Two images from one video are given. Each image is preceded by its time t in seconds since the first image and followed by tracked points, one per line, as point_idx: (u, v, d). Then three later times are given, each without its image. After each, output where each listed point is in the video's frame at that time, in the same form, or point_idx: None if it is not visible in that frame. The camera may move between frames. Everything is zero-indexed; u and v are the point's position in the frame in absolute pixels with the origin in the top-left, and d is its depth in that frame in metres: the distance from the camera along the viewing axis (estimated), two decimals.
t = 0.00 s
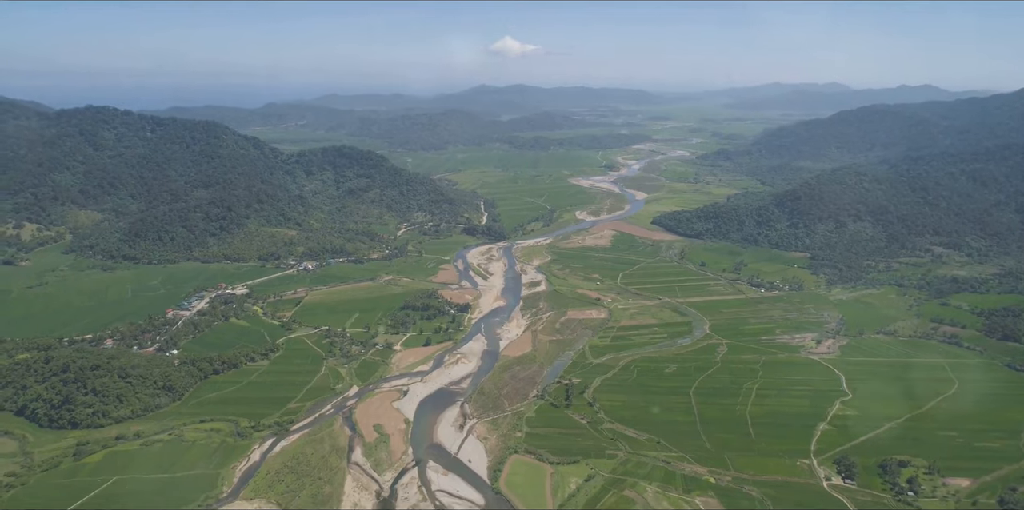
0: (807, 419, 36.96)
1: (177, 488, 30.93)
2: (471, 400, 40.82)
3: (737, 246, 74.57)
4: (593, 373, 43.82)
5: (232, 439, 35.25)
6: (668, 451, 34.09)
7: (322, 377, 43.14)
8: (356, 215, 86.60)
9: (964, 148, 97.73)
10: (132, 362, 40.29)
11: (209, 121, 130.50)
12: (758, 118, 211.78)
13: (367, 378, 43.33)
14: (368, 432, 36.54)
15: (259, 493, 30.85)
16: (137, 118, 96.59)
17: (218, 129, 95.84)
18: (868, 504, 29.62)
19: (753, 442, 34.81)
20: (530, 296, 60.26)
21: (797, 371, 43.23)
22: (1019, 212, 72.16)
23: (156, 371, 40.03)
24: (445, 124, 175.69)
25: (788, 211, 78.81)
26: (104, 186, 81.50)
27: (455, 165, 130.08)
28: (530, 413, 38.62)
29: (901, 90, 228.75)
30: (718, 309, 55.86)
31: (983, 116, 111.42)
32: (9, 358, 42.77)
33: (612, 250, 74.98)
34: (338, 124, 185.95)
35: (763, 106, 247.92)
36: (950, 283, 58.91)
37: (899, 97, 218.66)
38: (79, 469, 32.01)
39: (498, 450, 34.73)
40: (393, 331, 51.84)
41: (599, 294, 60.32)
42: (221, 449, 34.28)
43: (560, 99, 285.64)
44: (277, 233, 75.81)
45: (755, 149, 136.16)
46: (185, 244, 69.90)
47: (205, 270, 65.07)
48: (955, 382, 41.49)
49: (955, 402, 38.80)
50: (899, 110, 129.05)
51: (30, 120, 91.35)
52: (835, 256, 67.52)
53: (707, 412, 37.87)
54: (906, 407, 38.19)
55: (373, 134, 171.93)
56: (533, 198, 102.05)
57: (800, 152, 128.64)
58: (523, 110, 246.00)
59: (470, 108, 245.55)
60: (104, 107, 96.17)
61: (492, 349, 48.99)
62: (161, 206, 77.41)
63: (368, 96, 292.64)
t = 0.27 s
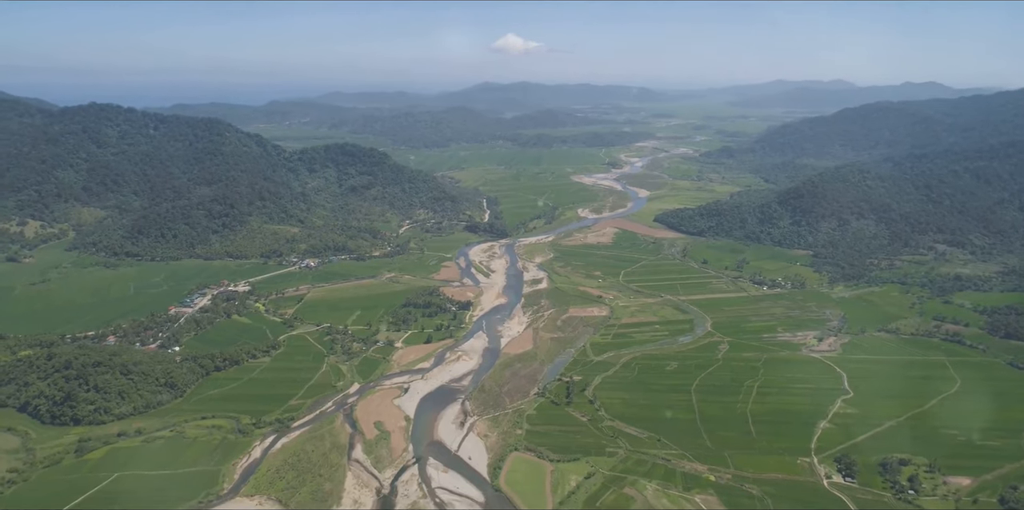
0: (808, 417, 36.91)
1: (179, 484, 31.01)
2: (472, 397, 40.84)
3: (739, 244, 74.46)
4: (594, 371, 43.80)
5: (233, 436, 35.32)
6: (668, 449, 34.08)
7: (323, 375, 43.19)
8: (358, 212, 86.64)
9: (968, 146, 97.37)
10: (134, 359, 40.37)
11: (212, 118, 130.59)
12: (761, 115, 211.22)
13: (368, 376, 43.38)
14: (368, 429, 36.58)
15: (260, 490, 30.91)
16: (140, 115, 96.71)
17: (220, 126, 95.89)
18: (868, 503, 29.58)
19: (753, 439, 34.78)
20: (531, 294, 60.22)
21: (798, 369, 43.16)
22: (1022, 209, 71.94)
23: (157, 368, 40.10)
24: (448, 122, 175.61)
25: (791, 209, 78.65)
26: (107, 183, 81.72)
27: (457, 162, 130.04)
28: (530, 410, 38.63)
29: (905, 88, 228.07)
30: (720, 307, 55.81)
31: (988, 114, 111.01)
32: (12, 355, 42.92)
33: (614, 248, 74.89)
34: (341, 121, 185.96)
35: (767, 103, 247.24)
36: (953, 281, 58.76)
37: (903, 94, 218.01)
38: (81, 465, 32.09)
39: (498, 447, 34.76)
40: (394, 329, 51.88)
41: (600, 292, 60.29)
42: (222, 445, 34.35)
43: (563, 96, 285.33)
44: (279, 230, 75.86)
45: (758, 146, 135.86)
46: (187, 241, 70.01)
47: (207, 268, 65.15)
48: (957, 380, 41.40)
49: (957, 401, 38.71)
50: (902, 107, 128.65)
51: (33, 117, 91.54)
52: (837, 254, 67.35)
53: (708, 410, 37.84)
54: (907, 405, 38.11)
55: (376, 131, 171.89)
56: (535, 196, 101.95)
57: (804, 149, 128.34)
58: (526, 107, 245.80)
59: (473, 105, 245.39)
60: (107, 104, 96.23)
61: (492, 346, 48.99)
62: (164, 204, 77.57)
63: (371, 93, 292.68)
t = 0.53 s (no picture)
0: (810, 415, 36.84)
1: (181, 480, 31.13)
2: (474, 395, 40.87)
3: (743, 242, 74.30)
4: (596, 368, 43.78)
5: (235, 432, 35.42)
6: (670, 446, 34.05)
7: (326, 371, 43.29)
8: (362, 209, 86.71)
9: (974, 143, 96.97)
10: (138, 355, 40.52)
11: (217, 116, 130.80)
12: (766, 113, 210.63)
13: (370, 373, 43.45)
14: (370, 425, 36.64)
15: (262, 486, 31.01)
16: (145, 112, 96.90)
17: (225, 124, 96.01)
18: (870, 501, 29.52)
19: (755, 437, 34.73)
20: (534, 291, 60.20)
21: (801, 367, 43.08)
22: None
23: (161, 365, 40.24)
24: (452, 119, 175.54)
25: (795, 206, 78.43)
26: (112, 180, 81.96)
27: (461, 159, 129.99)
28: (532, 408, 38.64)
29: (911, 85, 227.11)
30: (723, 305, 55.71)
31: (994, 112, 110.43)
32: (16, 351, 43.11)
33: (617, 246, 74.80)
34: (345, 119, 186.03)
35: (772, 101, 246.33)
36: (958, 279, 58.51)
37: (909, 92, 217.15)
38: (84, 461, 32.23)
39: (499, 445, 34.79)
40: (397, 326, 51.94)
41: (604, 290, 60.23)
42: (224, 442, 34.47)
43: (567, 93, 284.86)
44: (283, 227, 75.98)
45: (762, 143, 135.46)
46: (192, 239, 70.16)
47: (211, 265, 65.28)
48: (961, 379, 41.24)
49: (961, 399, 38.57)
50: (908, 104, 128.11)
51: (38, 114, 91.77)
52: (842, 252, 67.13)
53: (710, 408, 37.80)
54: (910, 404, 38.01)
55: (380, 129, 171.93)
56: (539, 193, 101.87)
57: (809, 147, 127.93)
58: (531, 104, 245.46)
59: (477, 102, 245.25)
60: (112, 101, 96.35)
61: (495, 343, 49.02)
62: (169, 201, 77.77)
63: (375, 91, 292.75)
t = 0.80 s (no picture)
0: (814, 413, 36.73)
1: (186, 476, 31.28)
2: (477, 392, 40.92)
3: (748, 239, 74.11)
4: (600, 366, 43.76)
5: (239, 429, 35.55)
6: (673, 445, 34.01)
7: (330, 368, 43.41)
8: (367, 206, 86.83)
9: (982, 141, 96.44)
10: (143, 352, 40.70)
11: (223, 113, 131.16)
12: (773, 110, 209.83)
13: (373, 370, 43.53)
14: (374, 422, 36.72)
15: (266, 482, 31.14)
16: (151, 109, 97.17)
17: (231, 121, 96.33)
18: (873, 500, 29.43)
19: (758, 436, 34.67)
20: (539, 289, 60.19)
21: (805, 365, 42.95)
22: None
23: (166, 362, 40.43)
24: (458, 117, 175.50)
25: (801, 204, 78.16)
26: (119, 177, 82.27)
27: (466, 157, 129.92)
28: (535, 405, 38.66)
29: (919, 82, 225.88)
30: (728, 303, 55.59)
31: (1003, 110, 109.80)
32: (22, 347, 43.33)
33: (622, 243, 74.68)
34: (351, 116, 186.16)
35: (779, 98, 245.36)
36: (964, 277, 58.21)
37: (917, 89, 216.01)
38: (90, 457, 32.39)
39: (502, 442, 34.84)
40: (401, 323, 52.02)
41: (608, 287, 60.19)
42: (228, 438, 34.58)
43: (573, 91, 284.40)
44: (288, 225, 76.15)
45: (769, 141, 134.99)
46: (197, 235, 70.41)
47: (217, 262, 65.48)
48: (966, 378, 41.04)
49: (966, 398, 38.41)
50: (915, 103, 127.42)
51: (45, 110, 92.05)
52: (847, 250, 66.85)
53: (713, 406, 37.75)
54: (915, 403, 37.85)
55: (386, 126, 172.03)
56: (544, 191, 101.78)
57: (815, 144, 127.41)
58: (536, 102, 245.17)
59: (483, 100, 245.09)
60: (118, 98, 96.65)
61: (498, 341, 49.04)
62: (175, 198, 78.05)
63: (381, 88, 292.94)
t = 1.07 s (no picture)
0: (819, 412, 36.58)
1: (191, 472, 31.45)
2: (481, 389, 40.96)
3: (755, 238, 73.83)
4: (605, 364, 43.71)
5: (244, 425, 35.71)
6: (677, 443, 33.95)
7: (335, 365, 43.54)
8: (373, 204, 86.95)
9: (992, 139, 95.68)
10: (149, 347, 40.93)
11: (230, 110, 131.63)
12: (781, 108, 208.77)
13: (378, 367, 43.64)
14: (378, 419, 36.83)
15: (270, 478, 31.28)
16: (159, 107, 97.63)
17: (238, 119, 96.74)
18: (878, 500, 29.30)
19: (763, 434, 34.58)
20: (544, 287, 60.15)
21: (811, 364, 42.77)
22: None
23: (172, 358, 40.64)
24: (465, 114, 175.48)
25: (808, 202, 77.79)
26: (128, 174, 82.73)
27: (473, 154, 129.92)
28: (539, 403, 38.67)
29: (930, 80, 224.20)
30: (734, 301, 55.41)
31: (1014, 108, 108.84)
32: (31, 342, 43.69)
33: (628, 241, 74.52)
34: (358, 113, 186.47)
35: (787, 96, 244.08)
36: (972, 276, 57.79)
37: (928, 87, 214.44)
38: (96, 452, 32.61)
39: (506, 439, 34.87)
40: (406, 320, 52.11)
41: (613, 285, 60.09)
42: (234, 434, 34.76)
43: (580, 88, 283.80)
44: (295, 222, 76.36)
45: (777, 139, 134.35)
46: (204, 232, 70.73)
47: (223, 258, 65.74)
48: (973, 378, 40.79)
49: (974, 398, 38.16)
50: (925, 100, 126.49)
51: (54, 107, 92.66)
52: (855, 249, 66.47)
53: (718, 405, 37.65)
54: (921, 402, 37.66)
55: (393, 123, 172.20)
56: (551, 188, 101.65)
57: (823, 142, 126.72)
58: (544, 99, 244.83)
59: (491, 97, 244.83)
60: (127, 96, 97.13)
61: (503, 338, 49.06)
62: (182, 195, 78.40)
63: (389, 85, 293.14)
